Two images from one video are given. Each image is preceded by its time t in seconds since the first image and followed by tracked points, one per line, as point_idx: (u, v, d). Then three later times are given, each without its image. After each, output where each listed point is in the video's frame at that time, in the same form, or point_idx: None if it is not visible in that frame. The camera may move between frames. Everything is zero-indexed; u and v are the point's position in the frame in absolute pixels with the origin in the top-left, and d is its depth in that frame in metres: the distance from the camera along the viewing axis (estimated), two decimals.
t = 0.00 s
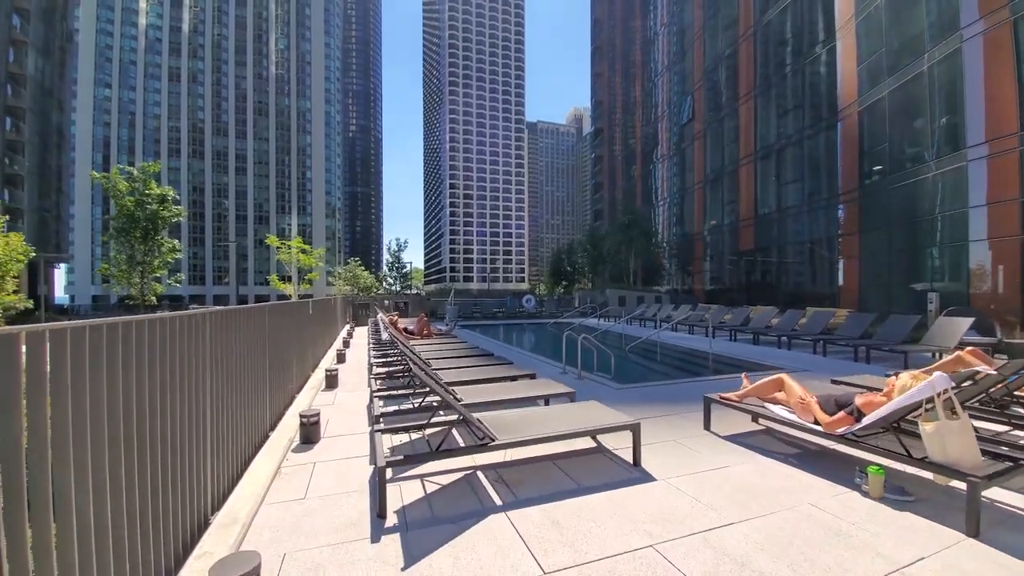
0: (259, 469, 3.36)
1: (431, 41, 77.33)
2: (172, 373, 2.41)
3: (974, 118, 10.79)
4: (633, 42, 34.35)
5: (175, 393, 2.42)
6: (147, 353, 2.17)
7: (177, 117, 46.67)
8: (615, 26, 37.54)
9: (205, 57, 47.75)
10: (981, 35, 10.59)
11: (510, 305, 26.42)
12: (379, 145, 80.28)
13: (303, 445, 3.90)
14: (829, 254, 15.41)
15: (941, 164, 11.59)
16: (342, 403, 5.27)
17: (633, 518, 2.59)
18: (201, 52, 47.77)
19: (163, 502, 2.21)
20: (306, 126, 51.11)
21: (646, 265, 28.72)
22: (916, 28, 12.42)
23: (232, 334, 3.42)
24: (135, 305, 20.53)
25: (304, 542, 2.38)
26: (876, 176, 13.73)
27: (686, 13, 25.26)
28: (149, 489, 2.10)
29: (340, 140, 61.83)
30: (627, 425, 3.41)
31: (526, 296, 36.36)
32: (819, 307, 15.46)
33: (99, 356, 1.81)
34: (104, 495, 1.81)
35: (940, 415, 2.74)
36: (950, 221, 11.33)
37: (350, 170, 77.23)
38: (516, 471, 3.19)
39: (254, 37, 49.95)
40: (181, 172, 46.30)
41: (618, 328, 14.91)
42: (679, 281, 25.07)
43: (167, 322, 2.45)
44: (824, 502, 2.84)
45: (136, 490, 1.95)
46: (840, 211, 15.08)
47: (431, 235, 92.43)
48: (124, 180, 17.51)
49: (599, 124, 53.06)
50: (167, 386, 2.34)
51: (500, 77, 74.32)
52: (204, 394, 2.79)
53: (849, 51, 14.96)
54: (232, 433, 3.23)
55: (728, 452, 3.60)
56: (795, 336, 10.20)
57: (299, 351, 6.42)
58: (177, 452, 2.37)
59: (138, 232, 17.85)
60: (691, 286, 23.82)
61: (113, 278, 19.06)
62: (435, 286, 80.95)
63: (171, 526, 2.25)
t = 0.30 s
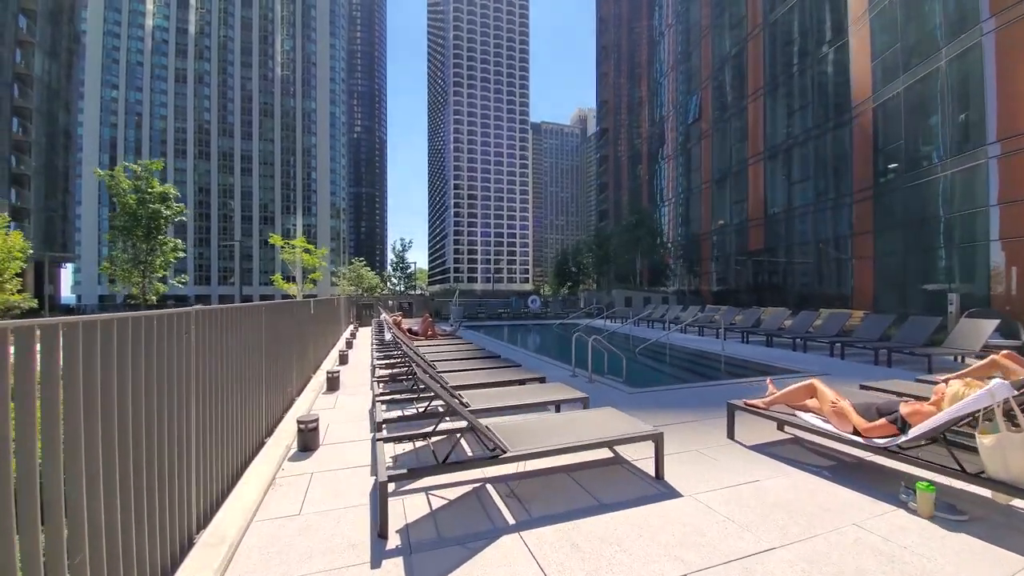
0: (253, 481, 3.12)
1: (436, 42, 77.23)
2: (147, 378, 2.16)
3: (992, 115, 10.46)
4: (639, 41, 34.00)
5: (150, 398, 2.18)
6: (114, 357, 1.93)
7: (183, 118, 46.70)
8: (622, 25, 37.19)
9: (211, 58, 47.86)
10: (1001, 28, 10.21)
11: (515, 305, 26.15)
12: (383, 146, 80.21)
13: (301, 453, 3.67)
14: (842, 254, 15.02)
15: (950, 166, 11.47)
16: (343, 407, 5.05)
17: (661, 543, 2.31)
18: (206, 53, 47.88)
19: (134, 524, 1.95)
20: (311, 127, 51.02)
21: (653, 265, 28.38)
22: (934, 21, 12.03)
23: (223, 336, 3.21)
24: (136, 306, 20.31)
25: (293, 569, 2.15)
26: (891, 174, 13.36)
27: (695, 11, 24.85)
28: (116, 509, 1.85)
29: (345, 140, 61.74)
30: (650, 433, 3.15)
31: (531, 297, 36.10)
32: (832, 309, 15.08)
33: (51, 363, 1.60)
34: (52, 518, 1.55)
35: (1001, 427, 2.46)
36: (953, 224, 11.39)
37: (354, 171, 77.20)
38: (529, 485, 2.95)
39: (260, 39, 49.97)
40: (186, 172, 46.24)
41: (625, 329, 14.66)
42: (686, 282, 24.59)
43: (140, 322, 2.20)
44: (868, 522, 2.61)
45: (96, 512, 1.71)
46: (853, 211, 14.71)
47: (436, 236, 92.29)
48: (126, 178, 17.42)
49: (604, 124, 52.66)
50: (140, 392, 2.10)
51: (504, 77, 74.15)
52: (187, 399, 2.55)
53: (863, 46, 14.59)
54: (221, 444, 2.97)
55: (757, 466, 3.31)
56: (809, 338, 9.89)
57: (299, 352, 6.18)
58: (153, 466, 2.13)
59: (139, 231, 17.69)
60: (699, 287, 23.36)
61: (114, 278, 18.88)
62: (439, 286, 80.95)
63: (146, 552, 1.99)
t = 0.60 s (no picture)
0: (244, 494, 2.88)
1: (442, 41, 77.21)
2: (113, 384, 1.91)
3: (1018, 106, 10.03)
4: (647, 37, 33.60)
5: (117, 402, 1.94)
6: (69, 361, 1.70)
7: (192, 118, 46.98)
8: (629, 22, 36.79)
9: (219, 59, 48.16)
10: None
11: (522, 304, 25.88)
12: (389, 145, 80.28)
13: (298, 460, 3.42)
14: (861, 251, 14.57)
15: (962, 164, 11.36)
16: (346, 410, 4.81)
17: (697, 574, 2.02)
18: (214, 54, 48.17)
19: (86, 550, 1.70)
20: (318, 127, 51.09)
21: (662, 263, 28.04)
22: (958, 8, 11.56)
23: (212, 336, 2.98)
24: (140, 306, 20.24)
25: None
26: (911, 168, 12.90)
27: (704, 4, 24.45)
28: (70, 535, 1.61)
29: (352, 140, 61.84)
30: (679, 443, 2.86)
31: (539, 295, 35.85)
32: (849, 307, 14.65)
33: None
34: None
35: None
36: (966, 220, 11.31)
37: (361, 170, 77.31)
38: (545, 499, 2.68)
39: (267, 39, 50.14)
40: (195, 172, 46.54)
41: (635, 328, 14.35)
42: (695, 280, 24.17)
43: (109, 318, 1.96)
44: (929, 544, 2.32)
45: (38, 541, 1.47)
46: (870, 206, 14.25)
47: (442, 235, 92.25)
48: (127, 175, 17.38)
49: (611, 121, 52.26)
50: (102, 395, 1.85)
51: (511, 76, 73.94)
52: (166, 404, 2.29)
53: (881, 35, 14.11)
54: (207, 454, 2.71)
55: (800, 487, 2.96)
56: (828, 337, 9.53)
57: (301, 352, 5.94)
58: (118, 482, 1.88)
59: (141, 229, 17.63)
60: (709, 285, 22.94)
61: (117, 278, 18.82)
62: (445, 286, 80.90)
63: None
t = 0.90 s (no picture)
0: (237, 511, 2.65)
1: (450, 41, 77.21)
2: (81, 396, 1.69)
3: None
4: (657, 33, 33.19)
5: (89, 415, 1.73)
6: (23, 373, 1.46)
7: (205, 121, 47.44)
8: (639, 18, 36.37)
9: (231, 63, 48.62)
10: None
11: (532, 304, 25.59)
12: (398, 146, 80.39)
13: (300, 471, 3.21)
14: (881, 247, 14.02)
15: (983, 159, 11.06)
16: (352, 415, 4.60)
17: None
18: (227, 58, 48.62)
19: None
20: (328, 128, 51.34)
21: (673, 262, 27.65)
22: None
23: (206, 339, 2.74)
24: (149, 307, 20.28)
25: None
26: (938, 161, 12.35)
27: None
28: None
29: (361, 141, 62.06)
30: (713, 457, 2.57)
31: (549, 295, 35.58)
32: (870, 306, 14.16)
33: None
34: None
35: None
36: (987, 217, 10.98)
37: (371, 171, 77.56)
38: (566, 519, 2.43)
39: (278, 42, 50.48)
40: (208, 175, 47.00)
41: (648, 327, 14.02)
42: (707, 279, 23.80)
43: (79, 321, 1.73)
44: None
45: None
46: (893, 202, 13.68)
47: (451, 235, 92.33)
48: (135, 176, 17.44)
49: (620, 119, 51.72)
50: (70, 410, 1.64)
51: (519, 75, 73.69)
52: (151, 413, 2.08)
53: (903, 23, 13.58)
54: (200, 465, 2.50)
55: (846, 510, 2.65)
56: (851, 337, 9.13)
57: (307, 352, 5.75)
58: (91, 506, 1.68)
59: (150, 230, 17.68)
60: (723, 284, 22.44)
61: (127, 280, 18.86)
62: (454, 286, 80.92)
63: None
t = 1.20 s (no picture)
0: (227, 532, 2.43)
1: (457, 43, 77.23)
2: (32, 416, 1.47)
3: None
4: (666, 32, 32.82)
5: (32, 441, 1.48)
6: None
7: (215, 125, 47.81)
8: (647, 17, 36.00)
9: (241, 67, 48.99)
10: None
11: (541, 306, 25.35)
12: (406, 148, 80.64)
13: (297, 486, 2.98)
14: (903, 247, 13.44)
15: (999, 157, 10.87)
16: (354, 423, 4.37)
17: None
18: (237, 62, 48.96)
19: None
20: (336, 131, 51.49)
21: (683, 263, 27.25)
22: None
23: (193, 344, 2.52)
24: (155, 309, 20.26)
25: None
26: (960, 157, 11.86)
27: None
28: None
29: (369, 144, 62.17)
30: (755, 479, 2.28)
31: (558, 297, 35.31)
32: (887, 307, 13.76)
33: None
34: None
35: None
36: (1001, 217, 10.78)
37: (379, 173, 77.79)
38: (588, 549, 2.17)
39: (287, 46, 50.78)
40: (219, 178, 47.38)
41: (658, 329, 13.70)
42: (719, 280, 23.42)
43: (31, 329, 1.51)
44: None
45: None
46: (912, 200, 13.21)
47: (459, 236, 92.34)
48: (142, 177, 17.52)
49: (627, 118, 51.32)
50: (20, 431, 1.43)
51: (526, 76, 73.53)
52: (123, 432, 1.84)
53: (921, 15, 13.13)
54: (185, 484, 2.27)
55: (904, 539, 2.34)
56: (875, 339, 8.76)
57: (310, 356, 5.54)
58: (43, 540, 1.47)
59: (157, 231, 17.70)
60: (735, 285, 22.05)
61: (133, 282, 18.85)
62: (462, 287, 80.94)
63: None
